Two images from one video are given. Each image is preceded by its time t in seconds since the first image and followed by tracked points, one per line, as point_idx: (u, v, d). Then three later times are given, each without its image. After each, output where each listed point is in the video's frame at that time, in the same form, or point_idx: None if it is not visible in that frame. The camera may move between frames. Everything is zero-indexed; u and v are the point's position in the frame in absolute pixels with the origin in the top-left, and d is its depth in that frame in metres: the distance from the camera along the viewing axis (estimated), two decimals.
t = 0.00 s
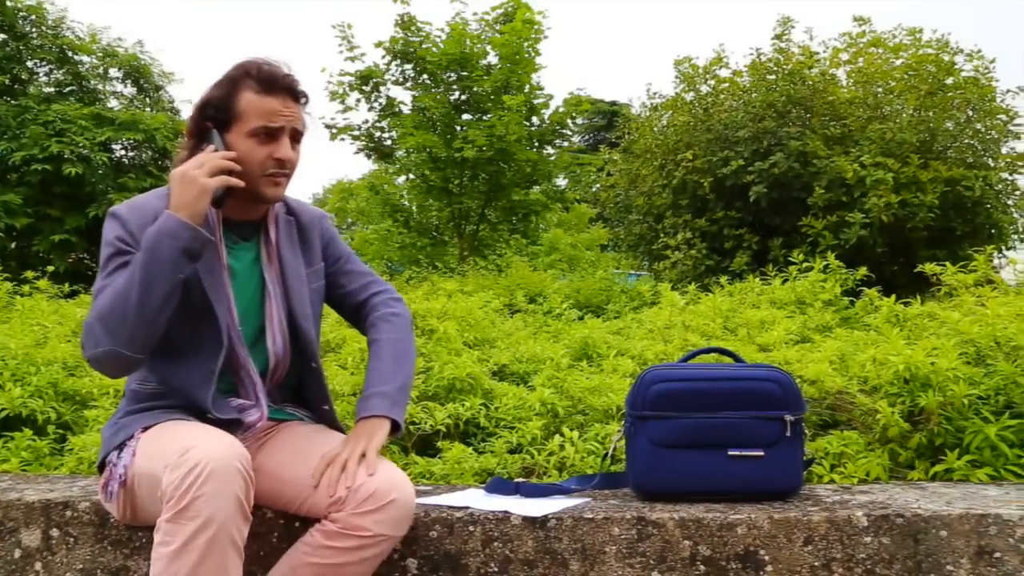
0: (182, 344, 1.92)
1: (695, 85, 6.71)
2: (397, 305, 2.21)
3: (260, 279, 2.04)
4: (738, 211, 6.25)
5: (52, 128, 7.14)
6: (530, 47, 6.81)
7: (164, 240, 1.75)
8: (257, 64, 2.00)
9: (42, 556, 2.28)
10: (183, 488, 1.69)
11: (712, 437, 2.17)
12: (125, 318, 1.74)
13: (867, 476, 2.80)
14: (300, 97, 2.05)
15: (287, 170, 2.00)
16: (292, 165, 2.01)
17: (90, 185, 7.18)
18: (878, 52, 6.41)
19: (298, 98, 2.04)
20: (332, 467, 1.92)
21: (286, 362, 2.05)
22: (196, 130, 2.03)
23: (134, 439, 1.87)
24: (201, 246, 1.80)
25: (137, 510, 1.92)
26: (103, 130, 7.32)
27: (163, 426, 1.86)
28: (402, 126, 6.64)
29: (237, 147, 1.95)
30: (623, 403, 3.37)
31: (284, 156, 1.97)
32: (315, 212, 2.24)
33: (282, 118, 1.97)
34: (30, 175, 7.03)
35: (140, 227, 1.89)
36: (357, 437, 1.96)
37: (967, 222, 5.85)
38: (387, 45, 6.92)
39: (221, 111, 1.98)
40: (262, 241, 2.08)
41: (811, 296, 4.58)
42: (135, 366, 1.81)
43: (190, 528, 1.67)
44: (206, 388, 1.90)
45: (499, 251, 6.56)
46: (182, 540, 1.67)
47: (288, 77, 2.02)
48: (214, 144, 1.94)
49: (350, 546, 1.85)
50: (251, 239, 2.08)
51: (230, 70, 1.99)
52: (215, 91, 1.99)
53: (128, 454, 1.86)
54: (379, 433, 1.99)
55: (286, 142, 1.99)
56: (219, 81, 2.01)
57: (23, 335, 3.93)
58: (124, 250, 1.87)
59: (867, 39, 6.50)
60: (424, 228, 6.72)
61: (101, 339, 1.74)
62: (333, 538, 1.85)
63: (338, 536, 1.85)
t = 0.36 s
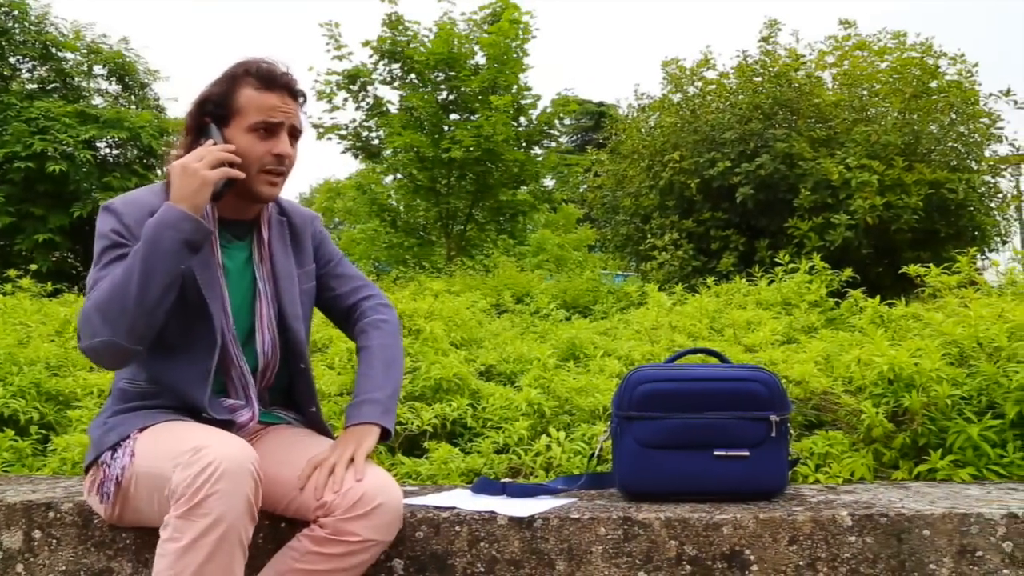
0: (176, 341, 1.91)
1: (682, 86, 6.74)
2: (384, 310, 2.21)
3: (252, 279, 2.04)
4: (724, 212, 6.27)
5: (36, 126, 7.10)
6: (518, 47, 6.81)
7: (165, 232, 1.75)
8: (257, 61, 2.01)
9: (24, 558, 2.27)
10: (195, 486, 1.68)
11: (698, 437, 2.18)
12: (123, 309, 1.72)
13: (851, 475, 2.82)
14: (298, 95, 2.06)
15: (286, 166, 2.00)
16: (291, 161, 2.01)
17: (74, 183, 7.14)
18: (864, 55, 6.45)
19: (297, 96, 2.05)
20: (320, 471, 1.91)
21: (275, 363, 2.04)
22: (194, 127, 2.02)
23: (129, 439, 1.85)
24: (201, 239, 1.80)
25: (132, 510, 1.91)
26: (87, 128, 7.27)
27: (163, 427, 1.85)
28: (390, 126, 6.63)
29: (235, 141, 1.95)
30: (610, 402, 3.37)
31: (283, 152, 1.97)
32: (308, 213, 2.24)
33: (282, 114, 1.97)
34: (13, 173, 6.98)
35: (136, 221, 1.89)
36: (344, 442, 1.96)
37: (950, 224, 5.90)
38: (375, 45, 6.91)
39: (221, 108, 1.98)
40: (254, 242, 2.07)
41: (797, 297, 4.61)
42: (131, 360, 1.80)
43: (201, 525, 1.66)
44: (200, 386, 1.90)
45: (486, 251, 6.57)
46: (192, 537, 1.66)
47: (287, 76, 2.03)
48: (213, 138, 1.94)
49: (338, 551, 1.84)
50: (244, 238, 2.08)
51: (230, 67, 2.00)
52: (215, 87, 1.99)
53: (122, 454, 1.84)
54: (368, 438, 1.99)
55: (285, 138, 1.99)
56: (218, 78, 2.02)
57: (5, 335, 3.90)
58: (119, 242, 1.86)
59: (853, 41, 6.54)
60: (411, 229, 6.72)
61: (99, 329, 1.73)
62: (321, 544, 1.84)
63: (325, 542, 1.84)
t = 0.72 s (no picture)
0: (199, 337, 1.90)
1: (683, 86, 6.74)
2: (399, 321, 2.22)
3: (276, 283, 2.05)
4: (725, 211, 6.27)
5: (36, 125, 7.10)
6: (519, 46, 6.80)
7: (206, 229, 1.75)
8: (296, 71, 2.03)
9: (25, 556, 2.27)
10: (199, 486, 1.68)
11: (696, 437, 2.18)
12: (161, 303, 1.72)
13: (852, 474, 2.81)
14: (333, 106, 2.07)
15: (319, 174, 2.01)
16: (324, 170, 2.03)
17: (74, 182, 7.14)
18: (864, 54, 6.45)
19: (332, 107, 2.07)
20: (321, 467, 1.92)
21: (293, 365, 2.05)
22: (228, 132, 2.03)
23: (142, 430, 1.85)
24: (239, 240, 1.81)
25: (136, 500, 1.90)
26: (87, 127, 7.27)
27: (172, 421, 1.84)
28: (390, 125, 6.63)
29: (271, 146, 1.96)
30: (610, 402, 3.37)
31: (317, 160, 1.99)
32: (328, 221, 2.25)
33: (318, 123, 1.99)
34: (13, 172, 6.98)
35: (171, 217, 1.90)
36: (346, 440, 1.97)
37: (951, 224, 5.90)
38: (375, 44, 6.91)
39: (257, 113, 1.99)
40: (279, 246, 2.08)
41: (797, 296, 4.61)
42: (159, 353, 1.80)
43: (204, 526, 1.66)
44: (224, 384, 1.89)
45: (487, 250, 6.58)
46: (195, 537, 1.66)
47: (324, 87, 2.05)
48: (249, 143, 1.95)
49: (339, 549, 1.84)
50: (270, 242, 2.09)
51: (269, 75, 2.01)
52: (253, 93, 2.00)
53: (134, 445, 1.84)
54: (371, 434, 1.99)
55: (320, 147, 2.01)
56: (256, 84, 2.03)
57: (6, 333, 3.91)
58: (154, 238, 1.86)
59: (853, 41, 6.53)
60: (410, 228, 6.72)
61: (135, 322, 1.73)
62: (322, 541, 1.84)
63: (326, 539, 1.84)
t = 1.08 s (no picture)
0: (191, 337, 1.90)
1: (682, 86, 6.74)
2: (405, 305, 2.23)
3: (280, 288, 2.06)
4: (725, 212, 6.26)
5: (36, 125, 7.10)
6: (519, 46, 6.79)
7: (194, 226, 1.76)
8: (302, 79, 2.04)
9: (24, 557, 2.27)
10: (189, 486, 1.68)
11: (692, 438, 2.18)
12: (145, 300, 1.72)
13: (852, 475, 2.81)
14: (336, 116, 2.08)
15: (315, 182, 2.02)
16: (321, 179, 2.03)
17: (73, 183, 7.15)
18: (864, 54, 6.46)
19: (334, 117, 2.07)
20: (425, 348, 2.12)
21: (296, 371, 2.06)
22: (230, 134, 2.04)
23: (135, 432, 1.85)
24: (228, 238, 1.81)
25: (132, 502, 1.90)
26: (87, 128, 7.27)
27: (165, 421, 1.85)
28: (390, 125, 6.63)
29: (270, 151, 1.97)
30: (610, 402, 3.37)
31: (314, 168, 1.99)
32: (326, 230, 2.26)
33: (318, 132, 1.99)
34: (13, 172, 6.98)
35: (164, 216, 1.90)
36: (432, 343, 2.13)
37: (950, 224, 5.90)
38: (375, 44, 6.91)
39: (260, 117, 2.00)
40: (281, 251, 2.09)
41: (797, 297, 4.61)
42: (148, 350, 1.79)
43: (195, 525, 1.66)
44: (216, 383, 1.89)
45: (487, 250, 6.58)
46: (186, 536, 1.66)
47: (328, 96, 2.06)
48: (248, 146, 1.95)
49: (339, 549, 1.84)
50: (268, 245, 2.09)
51: (274, 80, 2.02)
52: (257, 97, 2.01)
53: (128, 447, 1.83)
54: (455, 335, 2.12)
55: (318, 156, 2.01)
56: (262, 88, 2.04)
57: (6, 334, 3.91)
58: (147, 235, 1.86)
59: (853, 41, 6.53)
60: (410, 228, 6.72)
61: (119, 316, 1.73)
62: (323, 542, 1.84)
63: (327, 539, 1.84)
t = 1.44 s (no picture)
0: (184, 334, 1.91)
1: (685, 84, 6.74)
2: (361, 205, 2.19)
3: (270, 283, 2.06)
4: (727, 210, 6.25)
5: (39, 122, 7.11)
6: (522, 45, 6.79)
7: (186, 223, 1.77)
8: (298, 80, 2.05)
9: (27, 554, 2.27)
10: (184, 483, 1.68)
11: (692, 437, 2.18)
12: (138, 297, 1.72)
13: (854, 474, 2.81)
14: (329, 119, 2.09)
15: (307, 185, 2.03)
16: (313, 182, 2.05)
17: (76, 180, 7.16)
18: (867, 53, 6.45)
19: (328, 120, 2.08)
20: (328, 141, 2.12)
21: (288, 366, 2.06)
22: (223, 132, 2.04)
23: (131, 432, 1.85)
24: (220, 235, 1.81)
25: (130, 503, 1.90)
26: (89, 125, 7.28)
27: (160, 420, 1.85)
28: (392, 123, 6.63)
29: (262, 150, 1.97)
30: (612, 400, 3.36)
31: (306, 170, 2.00)
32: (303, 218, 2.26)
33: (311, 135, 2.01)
34: (16, 170, 6.99)
35: (154, 213, 1.90)
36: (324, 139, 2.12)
37: (954, 223, 5.89)
38: (378, 42, 6.91)
39: (254, 116, 2.00)
40: (270, 247, 2.09)
41: (799, 295, 4.60)
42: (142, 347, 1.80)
43: (190, 522, 1.66)
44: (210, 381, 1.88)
45: (489, 248, 6.58)
46: (181, 533, 1.66)
47: (322, 99, 2.07)
48: (241, 146, 1.96)
49: (341, 547, 1.84)
50: (256, 242, 2.08)
51: (271, 80, 2.02)
52: (252, 97, 2.00)
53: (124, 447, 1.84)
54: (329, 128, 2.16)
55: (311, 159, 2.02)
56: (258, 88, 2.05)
57: (9, 331, 3.91)
58: (136, 232, 1.86)
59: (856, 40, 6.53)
60: (412, 226, 6.72)
61: (113, 314, 1.73)
62: (325, 540, 1.84)
63: (329, 537, 1.84)
